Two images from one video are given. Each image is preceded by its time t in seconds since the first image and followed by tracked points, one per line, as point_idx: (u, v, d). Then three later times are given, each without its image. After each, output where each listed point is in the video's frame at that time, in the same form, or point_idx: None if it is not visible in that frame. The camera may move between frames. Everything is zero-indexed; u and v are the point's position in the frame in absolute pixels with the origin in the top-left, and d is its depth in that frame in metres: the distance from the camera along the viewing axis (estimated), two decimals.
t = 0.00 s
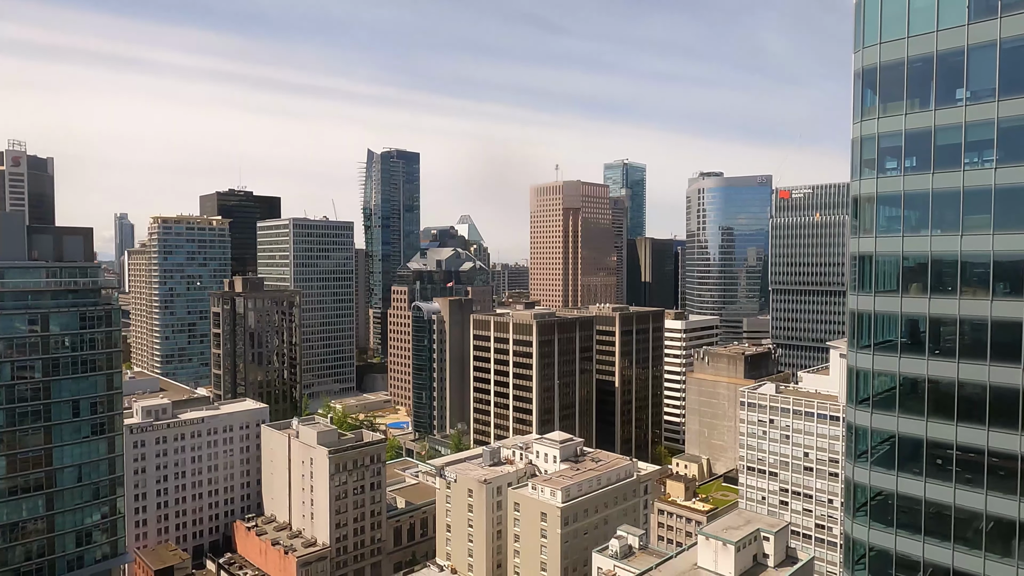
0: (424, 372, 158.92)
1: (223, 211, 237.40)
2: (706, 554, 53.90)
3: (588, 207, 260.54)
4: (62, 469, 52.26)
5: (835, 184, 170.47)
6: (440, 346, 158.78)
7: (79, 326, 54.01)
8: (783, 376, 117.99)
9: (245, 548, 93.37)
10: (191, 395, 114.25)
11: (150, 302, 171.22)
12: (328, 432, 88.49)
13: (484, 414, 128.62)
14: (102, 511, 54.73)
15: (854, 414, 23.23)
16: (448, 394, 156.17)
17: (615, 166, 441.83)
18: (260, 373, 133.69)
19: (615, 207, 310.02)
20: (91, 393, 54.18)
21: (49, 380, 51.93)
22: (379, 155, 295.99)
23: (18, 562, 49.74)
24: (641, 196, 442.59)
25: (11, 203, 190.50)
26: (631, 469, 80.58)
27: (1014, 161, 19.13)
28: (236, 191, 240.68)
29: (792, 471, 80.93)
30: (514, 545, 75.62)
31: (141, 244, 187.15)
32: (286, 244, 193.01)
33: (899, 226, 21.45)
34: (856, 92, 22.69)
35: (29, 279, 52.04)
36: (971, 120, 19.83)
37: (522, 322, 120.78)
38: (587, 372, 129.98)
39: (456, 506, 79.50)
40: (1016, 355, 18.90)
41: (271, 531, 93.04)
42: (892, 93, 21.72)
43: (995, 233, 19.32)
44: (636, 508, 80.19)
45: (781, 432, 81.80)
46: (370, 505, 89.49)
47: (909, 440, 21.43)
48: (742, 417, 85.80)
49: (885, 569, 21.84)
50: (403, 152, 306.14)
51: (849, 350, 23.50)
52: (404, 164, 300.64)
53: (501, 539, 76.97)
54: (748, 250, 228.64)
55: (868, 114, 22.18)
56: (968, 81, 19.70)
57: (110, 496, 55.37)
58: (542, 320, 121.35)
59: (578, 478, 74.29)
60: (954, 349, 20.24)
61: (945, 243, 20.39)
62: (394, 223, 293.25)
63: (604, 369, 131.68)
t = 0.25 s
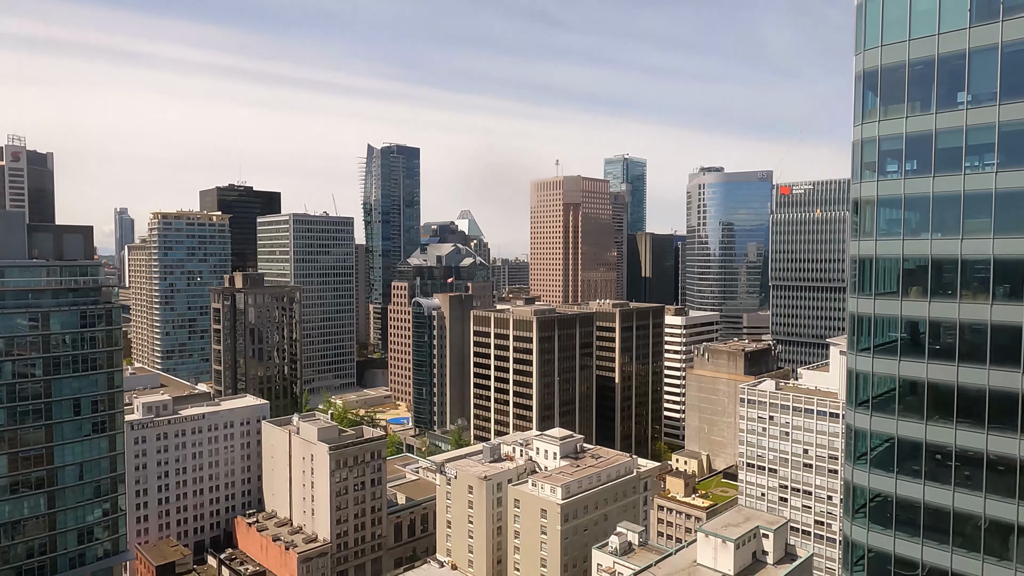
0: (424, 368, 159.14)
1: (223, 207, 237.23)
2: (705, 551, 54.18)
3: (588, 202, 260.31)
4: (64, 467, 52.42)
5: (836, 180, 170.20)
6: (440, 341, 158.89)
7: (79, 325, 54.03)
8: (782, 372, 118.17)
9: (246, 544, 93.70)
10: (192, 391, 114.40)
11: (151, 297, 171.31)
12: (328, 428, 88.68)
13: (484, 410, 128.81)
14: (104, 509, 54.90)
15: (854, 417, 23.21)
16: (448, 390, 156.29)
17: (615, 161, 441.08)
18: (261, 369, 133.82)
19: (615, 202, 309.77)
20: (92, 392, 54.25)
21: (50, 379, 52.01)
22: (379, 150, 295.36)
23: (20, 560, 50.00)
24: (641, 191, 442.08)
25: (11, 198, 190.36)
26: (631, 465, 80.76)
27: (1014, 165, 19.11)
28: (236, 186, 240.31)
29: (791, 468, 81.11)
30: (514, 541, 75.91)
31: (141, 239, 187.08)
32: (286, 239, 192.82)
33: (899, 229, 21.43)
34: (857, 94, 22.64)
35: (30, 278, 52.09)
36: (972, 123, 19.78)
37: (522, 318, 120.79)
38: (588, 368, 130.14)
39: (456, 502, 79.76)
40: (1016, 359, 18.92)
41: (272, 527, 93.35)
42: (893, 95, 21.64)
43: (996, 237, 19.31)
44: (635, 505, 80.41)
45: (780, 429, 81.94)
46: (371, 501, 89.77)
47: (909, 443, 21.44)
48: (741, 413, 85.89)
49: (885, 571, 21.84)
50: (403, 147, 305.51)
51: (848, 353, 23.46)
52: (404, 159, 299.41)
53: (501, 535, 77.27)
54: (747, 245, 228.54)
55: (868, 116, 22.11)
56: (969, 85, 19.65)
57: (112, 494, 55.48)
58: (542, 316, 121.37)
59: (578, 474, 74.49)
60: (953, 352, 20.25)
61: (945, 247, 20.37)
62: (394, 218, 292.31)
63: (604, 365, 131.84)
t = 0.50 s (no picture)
0: (424, 364, 159.30)
1: (223, 202, 237.09)
2: (705, 548, 54.35)
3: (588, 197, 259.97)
4: (65, 466, 52.54)
5: (836, 177, 170.03)
6: (440, 338, 158.93)
7: (80, 324, 54.05)
8: (783, 369, 118.30)
9: (247, 540, 93.98)
10: (192, 387, 114.55)
11: (151, 293, 171.41)
12: (329, 425, 88.83)
13: (484, 406, 128.96)
14: (105, 507, 55.05)
15: (853, 419, 23.22)
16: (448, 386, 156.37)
17: (616, 156, 440.46)
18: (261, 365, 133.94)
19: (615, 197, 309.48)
20: (93, 390, 54.33)
21: (51, 377, 52.09)
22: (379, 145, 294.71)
23: (21, 558, 50.10)
24: (642, 186, 441.51)
25: (11, 194, 190.23)
26: (631, 462, 80.96)
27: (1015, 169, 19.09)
28: (236, 181, 240.01)
29: (791, 465, 81.28)
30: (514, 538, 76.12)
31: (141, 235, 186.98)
32: (287, 235, 192.65)
33: (900, 232, 21.40)
34: (858, 97, 22.59)
35: (31, 277, 52.15)
36: (973, 127, 19.73)
37: (523, 315, 120.81)
38: (588, 364, 130.23)
39: (456, 499, 79.97)
40: (1014, 362, 18.97)
41: (273, 523, 93.65)
42: (894, 99, 21.58)
43: (995, 242, 19.31)
44: (635, 502, 80.62)
45: (780, 426, 82.08)
46: (372, 497, 90.03)
47: (908, 446, 21.46)
48: (741, 410, 86.00)
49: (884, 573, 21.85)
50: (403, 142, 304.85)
51: (848, 356, 23.47)
52: (404, 154, 298.18)
53: (501, 531, 77.52)
54: (748, 241, 228.37)
55: (869, 120, 22.04)
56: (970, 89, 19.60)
57: (113, 492, 55.62)
58: (543, 312, 121.40)
59: (578, 471, 74.69)
60: (953, 356, 20.24)
61: (945, 251, 20.38)
62: (395, 214, 290.85)
63: (604, 361, 131.97)
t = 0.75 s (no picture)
0: (424, 359, 159.37)
1: (223, 198, 236.88)
2: (704, 546, 54.52)
3: (589, 192, 259.42)
4: (66, 464, 52.69)
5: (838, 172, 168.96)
6: (440, 333, 158.92)
7: (80, 322, 54.05)
8: (783, 365, 118.37)
9: (248, 536, 94.32)
10: (193, 383, 114.69)
11: (151, 289, 171.46)
12: (329, 421, 88.95)
13: (484, 402, 129.09)
14: (106, 506, 55.25)
15: (852, 421, 23.24)
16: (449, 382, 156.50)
17: (616, 151, 439.47)
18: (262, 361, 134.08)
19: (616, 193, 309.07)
20: (94, 389, 54.43)
21: (52, 376, 52.18)
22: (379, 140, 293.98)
23: (24, 556, 50.32)
24: (642, 181, 440.68)
25: (11, 190, 189.97)
26: (630, 459, 81.13)
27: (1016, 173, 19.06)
28: (236, 177, 239.68)
29: (790, 461, 81.41)
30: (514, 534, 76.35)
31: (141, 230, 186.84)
32: (287, 231, 192.37)
33: (900, 236, 21.39)
34: (859, 99, 22.55)
35: (31, 276, 52.19)
36: (974, 131, 19.70)
37: (523, 311, 120.76)
38: (588, 360, 130.27)
39: (456, 495, 80.22)
40: (1014, 366, 18.99)
41: (273, 519, 93.96)
42: (895, 102, 21.53)
43: (996, 246, 19.30)
44: (635, 498, 80.83)
45: (780, 423, 82.20)
46: (372, 493, 90.32)
47: (907, 449, 21.50)
48: (741, 406, 86.05)
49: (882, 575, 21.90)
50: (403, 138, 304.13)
51: (848, 358, 23.51)
52: (405, 150, 297.57)
53: (501, 528, 77.79)
54: (748, 236, 227.98)
55: (870, 122, 21.98)
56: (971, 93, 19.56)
57: (115, 489, 55.82)
58: (543, 308, 121.37)
59: (578, 468, 74.85)
60: (952, 359, 20.27)
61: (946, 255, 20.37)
62: (395, 209, 290.63)
63: (604, 357, 132.07)
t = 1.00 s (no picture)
0: (424, 355, 159.65)
1: (223, 193, 236.73)
2: (704, 543, 54.70)
3: (589, 188, 258.99)
4: (67, 463, 52.81)
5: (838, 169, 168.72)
6: (440, 329, 159.00)
7: (81, 321, 54.11)
8: (783, 362, 118.52)
9: (249, 531, 94.68)
10: (194, 378, 114.87)
11: (152, 284, 171.57)
12: (330, 418, 89.14)
13: (484, 398, 129.29)
14: (107, 503, 55.38)
15: (851, 424, 23.29)
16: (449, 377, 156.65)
17: (616, 146, 439.43)
18: (262, 357, 134.29)
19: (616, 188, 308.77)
20: (95, 388, 54.55)
21: (53, 375, 52.29)
22: (379, 135, 293.23)
23: (25, 554, 50.52)
24: (643, 176, 440.59)
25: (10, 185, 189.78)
26: (630, 456, 81.34)
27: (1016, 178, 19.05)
28: (235, 172, 239.36)
29: (790, 458, 81.58)
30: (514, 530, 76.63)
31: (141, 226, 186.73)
32: (287, 226, 192.25)
33: (900, 240, 21.39)
34: (859, 101, 22.49)
35: (32, 275, 52.23)
36: (975, 134, 19.70)
37: (523, 307, 120.83)
38: (588, 356, 130.40)
39: (456, 491, 80.47)
40: (1012, 370, 19.04)
41: (274, 515, 94.22)
42: (895, 104, 21.48)
43: (996, 250, 19.30)
44: (635, 495, 81.04)
45: (780, 419, 82.37)
46: (373, 489, 90.60)
47: (907, 452, 21.53)
48: (741, 403, 86.18)
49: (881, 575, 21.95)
50: (403, 133, 303.44)
51: (846, 361, 23.57)
52: (404, 145, 297.15)
53: (501, 524, 78.03)
54: (748, 232, 227.88)
55: (870, 125, 21.96)
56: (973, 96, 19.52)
57: (116, 487, 55.97)
58: (543, 305, 121.39)
59: (578, 465, 75.03)
60: (951, 363, 20.29)
61: (946, 258, 20.37)
62: (395, 204, 290.33)
63: (604, 353, 132.23)
